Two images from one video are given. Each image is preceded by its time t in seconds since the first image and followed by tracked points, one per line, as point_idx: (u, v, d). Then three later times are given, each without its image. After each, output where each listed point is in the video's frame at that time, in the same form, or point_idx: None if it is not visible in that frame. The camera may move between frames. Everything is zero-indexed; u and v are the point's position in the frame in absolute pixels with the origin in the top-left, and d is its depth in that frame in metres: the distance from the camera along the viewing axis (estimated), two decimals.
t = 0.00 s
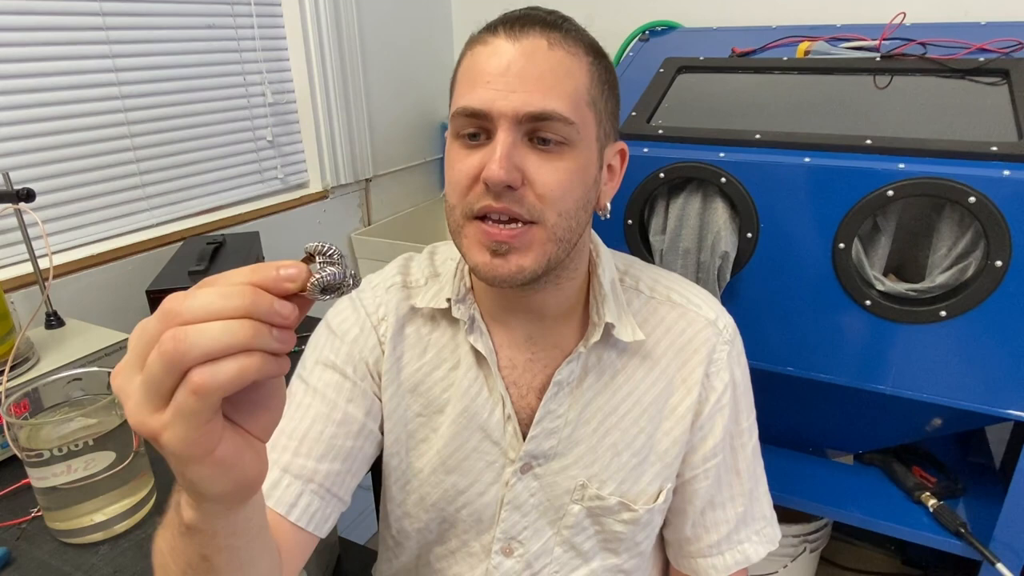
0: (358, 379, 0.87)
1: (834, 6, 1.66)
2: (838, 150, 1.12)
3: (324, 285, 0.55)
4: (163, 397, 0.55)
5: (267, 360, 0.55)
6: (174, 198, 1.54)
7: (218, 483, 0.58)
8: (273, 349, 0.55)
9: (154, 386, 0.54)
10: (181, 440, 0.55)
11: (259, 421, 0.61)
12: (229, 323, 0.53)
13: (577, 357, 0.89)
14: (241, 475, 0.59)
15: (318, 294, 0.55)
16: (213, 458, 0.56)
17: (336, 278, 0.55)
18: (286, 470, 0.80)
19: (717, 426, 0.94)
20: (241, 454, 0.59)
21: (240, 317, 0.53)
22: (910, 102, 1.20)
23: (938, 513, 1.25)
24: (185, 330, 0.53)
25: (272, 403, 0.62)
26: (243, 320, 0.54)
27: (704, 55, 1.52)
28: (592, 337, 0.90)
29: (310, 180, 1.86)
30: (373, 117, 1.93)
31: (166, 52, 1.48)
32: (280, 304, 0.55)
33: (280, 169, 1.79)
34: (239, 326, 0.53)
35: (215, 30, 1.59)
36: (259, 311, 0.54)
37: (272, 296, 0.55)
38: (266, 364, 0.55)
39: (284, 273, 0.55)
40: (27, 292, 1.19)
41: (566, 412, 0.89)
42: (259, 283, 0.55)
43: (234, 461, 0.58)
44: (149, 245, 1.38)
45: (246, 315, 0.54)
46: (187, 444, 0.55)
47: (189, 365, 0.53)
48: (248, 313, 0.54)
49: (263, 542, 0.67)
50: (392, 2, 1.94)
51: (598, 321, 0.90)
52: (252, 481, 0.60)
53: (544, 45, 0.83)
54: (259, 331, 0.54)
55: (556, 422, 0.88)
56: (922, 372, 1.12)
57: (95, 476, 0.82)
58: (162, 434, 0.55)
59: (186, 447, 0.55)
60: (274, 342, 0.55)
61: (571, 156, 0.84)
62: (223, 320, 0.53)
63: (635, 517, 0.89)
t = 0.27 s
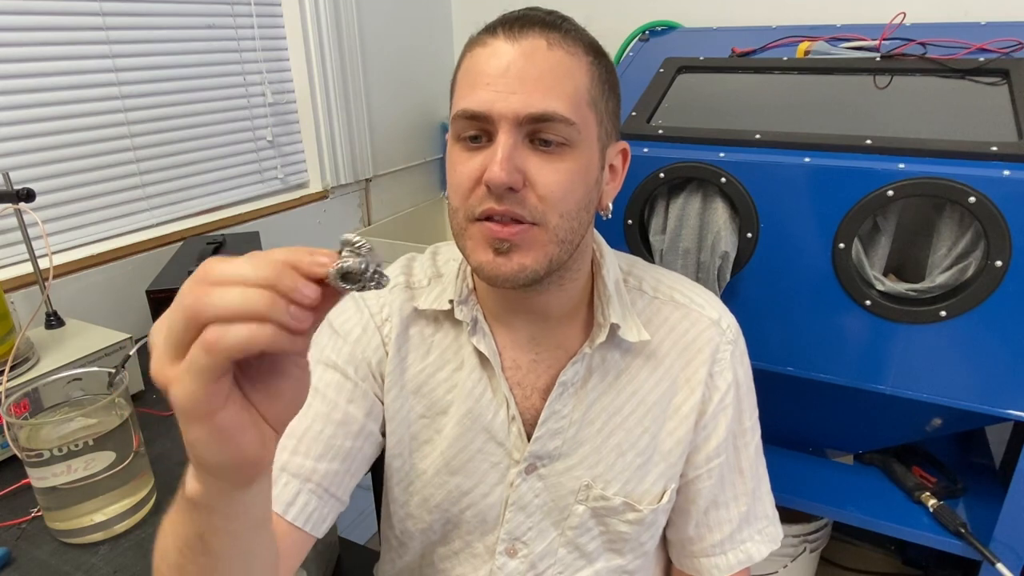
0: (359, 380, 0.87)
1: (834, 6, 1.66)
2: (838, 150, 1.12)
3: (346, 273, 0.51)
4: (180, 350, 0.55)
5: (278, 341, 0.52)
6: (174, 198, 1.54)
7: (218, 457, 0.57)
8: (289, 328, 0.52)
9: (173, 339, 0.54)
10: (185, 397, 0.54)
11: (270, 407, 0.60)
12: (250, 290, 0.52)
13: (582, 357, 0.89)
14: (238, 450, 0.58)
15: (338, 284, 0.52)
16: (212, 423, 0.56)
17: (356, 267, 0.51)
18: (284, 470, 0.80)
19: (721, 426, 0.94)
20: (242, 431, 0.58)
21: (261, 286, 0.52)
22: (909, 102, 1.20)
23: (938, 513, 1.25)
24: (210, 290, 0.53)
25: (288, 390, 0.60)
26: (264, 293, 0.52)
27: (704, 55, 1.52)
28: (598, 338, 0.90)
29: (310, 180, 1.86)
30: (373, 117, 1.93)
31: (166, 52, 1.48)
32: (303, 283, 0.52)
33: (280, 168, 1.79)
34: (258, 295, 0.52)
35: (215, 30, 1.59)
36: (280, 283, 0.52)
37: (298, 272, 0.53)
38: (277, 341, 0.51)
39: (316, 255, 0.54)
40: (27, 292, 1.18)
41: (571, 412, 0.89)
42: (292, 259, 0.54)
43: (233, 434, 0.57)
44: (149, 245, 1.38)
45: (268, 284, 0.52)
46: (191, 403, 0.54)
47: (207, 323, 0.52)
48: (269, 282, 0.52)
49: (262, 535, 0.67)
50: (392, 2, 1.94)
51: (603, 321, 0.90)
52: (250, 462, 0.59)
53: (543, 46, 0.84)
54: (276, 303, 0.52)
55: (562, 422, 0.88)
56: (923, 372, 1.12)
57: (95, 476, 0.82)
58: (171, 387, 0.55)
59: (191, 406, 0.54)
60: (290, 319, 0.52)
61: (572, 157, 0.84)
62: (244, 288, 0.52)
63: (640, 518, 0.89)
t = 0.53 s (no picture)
0: (348, 385, 0.86)
1: (834, 6, 1.66)
2: (838, 150, 1.12)
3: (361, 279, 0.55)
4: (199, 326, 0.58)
5: (295, 334, 0.56)
6: (175, 198, 1.54)
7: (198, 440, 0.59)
8: (306, 323, 0.56)
9: (198, 316, 0.58)
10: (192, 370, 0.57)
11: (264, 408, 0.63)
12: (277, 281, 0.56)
13: (588, 369, 0.89)
14: (221, 439, 0.60)
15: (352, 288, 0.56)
16: (205, 403, 0.58)
17: (373, 274, 0.55)
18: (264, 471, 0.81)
19: (728, 439, 0.93)
20: (234, 420, 0.60)
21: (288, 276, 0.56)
22: (910, 102, 1.20)
23: (938, 513, 1.25)
24: (240, 276, 0.56)
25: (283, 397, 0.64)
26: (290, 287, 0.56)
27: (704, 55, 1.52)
28: (604, 350, 0.89)
29: (310, 180, 1.86)
30: (373, 117, 1.93)
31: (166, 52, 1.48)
32: (326, 281, 0.57)
33: (280, 168, 1.79)
34: (284, 286, 0.56)
35: (215, 30, 1.59)
36: (306, 278, 0.56)
37: (321, 272, 0.57)
38: (294, 332, 0.55)
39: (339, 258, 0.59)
40: (27, 292, 1.18)
41: (575, 424, 0.89)
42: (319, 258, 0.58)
43: (223, 421, 0.59)
44: (149, 245, 1.38)
45: (294, 277, 0.56)
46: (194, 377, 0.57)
47: (232, 306, 0.56)
48: (296, 273, 0.56)
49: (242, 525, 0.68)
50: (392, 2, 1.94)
51: (610, 332, 0.90)
52: (228, 455, 0.61)
53: (562, 49, 0.83)
54: (298, 295, 0.56)
55: (566, 434, 0.88)
56: (922, 372, 1.12)
57: (96, 476, 0.82)
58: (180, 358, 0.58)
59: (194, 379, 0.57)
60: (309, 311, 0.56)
61: (586, 165, 0.84)
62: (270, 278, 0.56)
63: (643, 532, 0.89)
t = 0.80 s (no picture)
0: (350, 396, 0.87)
1: (835, 6, 1.66)
2: (838, 149, 1.12)
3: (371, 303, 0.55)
4: (207, 356, 0.58)
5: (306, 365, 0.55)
6: (174, 198, 1.54)
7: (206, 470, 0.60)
8: (317, 353, 0.56)
9: (205, 345, 0.58)
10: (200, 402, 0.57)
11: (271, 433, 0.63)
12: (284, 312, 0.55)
13: (589, 377, 0.89)
14: (228, 468, 0.60)
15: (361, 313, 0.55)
16: (212, 435, 0.58)
17: (384, 297, 0.55)
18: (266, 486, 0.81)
19: (732, 447, 0.93)
20: (241, 448, 0.61)
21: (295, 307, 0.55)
22: (910, 102, 1.20)
23: (938, 513, 1.25)
24: (247, 307, 0.56)
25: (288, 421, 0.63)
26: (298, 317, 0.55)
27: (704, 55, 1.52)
28: (605, 358, 0.89)
29: (310, 180, 1.86)
30: (373, 117, 1.93)
31: (166, 52, 1.48)
32: (334, 308, 0.56)
33: (280, 168, 1.79)
34: (292, 318, 0.55)
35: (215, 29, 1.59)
36: (313, 309, 0.56)
37: (328, 299, 0.56)
38: (306, 363, 0.55)
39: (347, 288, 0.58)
40: (27, 292, 1.18)
41: (577, 433, 0.89)
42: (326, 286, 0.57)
43: (231, 450, 0.60)
44: (149, 245, 1.38)
45: (301, 307, 0.56)
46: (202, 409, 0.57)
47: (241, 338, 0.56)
48: (302, 303, 0.55)
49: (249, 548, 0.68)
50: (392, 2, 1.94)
51: (611, 340, 0.90)
52: (236, 483, 0.61)
53: (558, 52, 0.83)
54: (308, 328, 0.55)
55: (567, 443, 0.88)
56: (923, 373, 1.12)
57: (95, 475, 0.82)
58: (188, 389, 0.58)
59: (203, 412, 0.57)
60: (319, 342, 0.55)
61: (590, 169, 0.84)
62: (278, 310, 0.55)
63: (645, 541, 0.89)
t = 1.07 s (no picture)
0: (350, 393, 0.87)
1: (835, 6, 1.65)
2: (838, 149, 1.12)
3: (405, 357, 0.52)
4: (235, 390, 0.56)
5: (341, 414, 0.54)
6: (175, 198, 1.54)
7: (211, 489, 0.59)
8: (354, 404, 0.54)
9: (236, 379, 0.56)
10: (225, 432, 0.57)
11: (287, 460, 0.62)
12: (320, 361, 0.54)
13: (587, 375, 0.89)
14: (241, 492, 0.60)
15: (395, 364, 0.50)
16: (232, 463, 0.58)
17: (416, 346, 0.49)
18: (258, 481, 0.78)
19: (732, 446, 0.93)
20: (257, 475, 0.60)
21: (330, 353, 0.54)
22: (910, 102, 1.20)
23: (938, 513, 1.25)
24: (286, 351, 0.55)
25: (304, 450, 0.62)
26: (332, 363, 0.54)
27: (704, 55, 1.52)
28: (604, 355, 0.90)
29: (310, 180, 1.86)
30: (373, 117, 1.93)
31: (166, 52, 1.48)
32: (370, 355, 0.54)
33: (280, 168, 1.79)
34: (329, 367, 0.54)
35: (215, 30, 1.59)
36: (347, 358, 0.54)
37: (362, 345, 0.54)
38: (341, 413, 0.54)
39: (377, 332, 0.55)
40: (27, 292, 1.19)
41: (578, 431, 0.89)
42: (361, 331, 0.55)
43: (247, 476, 0.60)
44: (149, 245, 1.38)
45: (336, 354, 0.54)
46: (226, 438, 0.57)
47: (278, 383, 0.55)
48: (337, 350, 0.54)
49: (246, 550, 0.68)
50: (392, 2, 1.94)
51: (609, 338, 0.90)
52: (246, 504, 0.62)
53: (578, 53, 0.83)
54: (344, 379, 0.54)
55: (568, 442, 0.88)
56: (922, 373, 1.12)
57: (95, 476, 0.82)
58: (213, 415, 0.57)
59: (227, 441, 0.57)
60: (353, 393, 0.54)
61: (611, 167, 0.85)
62: (313, 355, 0.54)
63: (645, 540, 0.89)
